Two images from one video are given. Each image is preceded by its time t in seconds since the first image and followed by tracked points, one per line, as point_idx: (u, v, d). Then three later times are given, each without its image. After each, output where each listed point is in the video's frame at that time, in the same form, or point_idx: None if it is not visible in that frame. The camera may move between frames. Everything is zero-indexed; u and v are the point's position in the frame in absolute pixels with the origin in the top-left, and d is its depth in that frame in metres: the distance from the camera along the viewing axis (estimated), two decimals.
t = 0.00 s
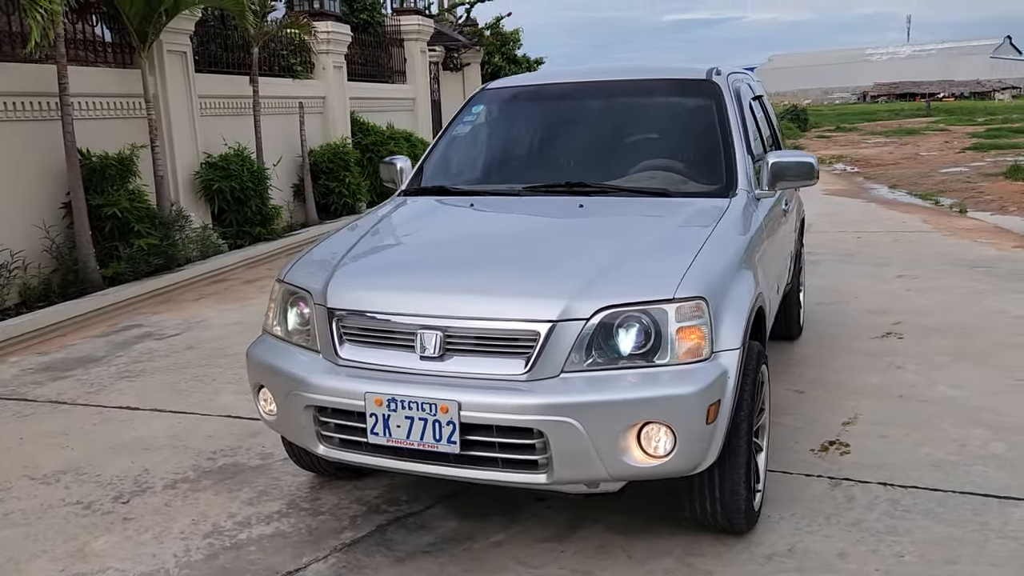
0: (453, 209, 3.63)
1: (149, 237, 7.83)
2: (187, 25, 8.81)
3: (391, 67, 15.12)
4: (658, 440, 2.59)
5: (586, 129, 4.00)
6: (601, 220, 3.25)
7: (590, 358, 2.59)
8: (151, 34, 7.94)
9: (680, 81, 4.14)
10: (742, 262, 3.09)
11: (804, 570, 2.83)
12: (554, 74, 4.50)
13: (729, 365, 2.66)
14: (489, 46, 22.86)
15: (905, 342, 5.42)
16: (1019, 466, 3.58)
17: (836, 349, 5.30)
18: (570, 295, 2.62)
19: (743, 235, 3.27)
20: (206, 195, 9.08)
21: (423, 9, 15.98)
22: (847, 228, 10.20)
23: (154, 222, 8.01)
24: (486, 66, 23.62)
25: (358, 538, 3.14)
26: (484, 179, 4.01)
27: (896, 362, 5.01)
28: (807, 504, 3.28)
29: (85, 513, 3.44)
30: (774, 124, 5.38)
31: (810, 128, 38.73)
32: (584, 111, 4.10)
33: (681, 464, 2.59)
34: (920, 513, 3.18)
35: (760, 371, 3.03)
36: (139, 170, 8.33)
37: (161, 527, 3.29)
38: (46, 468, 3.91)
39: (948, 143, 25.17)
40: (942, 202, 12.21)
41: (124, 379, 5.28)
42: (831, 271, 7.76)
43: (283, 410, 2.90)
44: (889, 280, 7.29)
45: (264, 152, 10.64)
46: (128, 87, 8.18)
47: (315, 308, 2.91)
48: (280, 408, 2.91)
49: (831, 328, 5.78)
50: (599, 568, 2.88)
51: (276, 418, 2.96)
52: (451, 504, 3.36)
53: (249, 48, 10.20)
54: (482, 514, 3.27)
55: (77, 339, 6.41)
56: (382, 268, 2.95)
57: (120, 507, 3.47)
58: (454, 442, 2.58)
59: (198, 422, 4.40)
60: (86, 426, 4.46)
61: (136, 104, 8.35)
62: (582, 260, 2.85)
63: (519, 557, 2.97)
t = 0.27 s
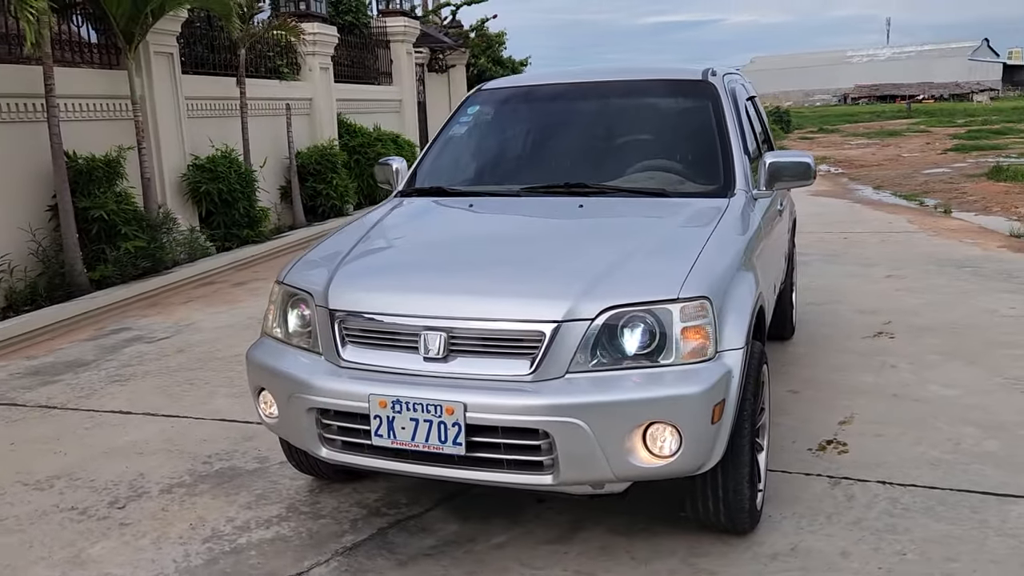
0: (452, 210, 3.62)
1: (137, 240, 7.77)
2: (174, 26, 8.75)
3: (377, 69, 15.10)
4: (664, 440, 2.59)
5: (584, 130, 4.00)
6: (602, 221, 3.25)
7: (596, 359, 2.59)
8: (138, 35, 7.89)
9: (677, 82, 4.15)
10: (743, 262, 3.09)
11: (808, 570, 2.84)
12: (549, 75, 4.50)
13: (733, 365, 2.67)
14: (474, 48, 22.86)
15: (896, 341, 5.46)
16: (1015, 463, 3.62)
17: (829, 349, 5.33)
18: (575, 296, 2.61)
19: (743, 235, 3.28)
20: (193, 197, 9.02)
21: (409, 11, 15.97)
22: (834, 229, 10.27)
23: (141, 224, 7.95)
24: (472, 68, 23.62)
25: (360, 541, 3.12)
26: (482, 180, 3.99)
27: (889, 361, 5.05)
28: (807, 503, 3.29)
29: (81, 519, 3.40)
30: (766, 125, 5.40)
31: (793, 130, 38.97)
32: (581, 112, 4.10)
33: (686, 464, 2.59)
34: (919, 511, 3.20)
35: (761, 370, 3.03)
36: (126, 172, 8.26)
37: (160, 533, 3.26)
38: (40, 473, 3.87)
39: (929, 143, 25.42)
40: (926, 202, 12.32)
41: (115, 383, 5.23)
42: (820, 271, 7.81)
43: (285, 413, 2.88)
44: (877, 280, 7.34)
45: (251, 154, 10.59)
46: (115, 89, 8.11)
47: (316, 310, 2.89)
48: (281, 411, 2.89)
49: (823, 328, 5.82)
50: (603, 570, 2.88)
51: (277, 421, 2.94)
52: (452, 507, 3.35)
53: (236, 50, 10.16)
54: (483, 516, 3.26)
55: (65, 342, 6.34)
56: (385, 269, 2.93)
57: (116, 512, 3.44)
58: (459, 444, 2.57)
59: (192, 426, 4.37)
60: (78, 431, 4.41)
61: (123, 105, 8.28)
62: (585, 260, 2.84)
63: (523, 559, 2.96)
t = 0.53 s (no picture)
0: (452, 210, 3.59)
1: (125, 241, 7.70)
2: (161, 25, 8.68)
3: (365, 69, 15.04)
4: (671, 440, 2.57)
5: (583, 129, 3.99)
6: (605, 220, 3.23)
7: (602, 359, 2.57)
8: (125, 33, 7.81)
9: (675, 81, 4.14)
10: (746, 260, 3.09)
11: (813, 569, 2.84)
12: (546, 74, 4.48)
13: (740, 364, 2.66)
14: (460, 48, 22.83)
15: (890, 340, 5.48)
16: (1013, 461, 3.63)
17: (823, 347, 5.34)
18: (582, 295, 2.60)
19: (745, 233, 3.27)
20: (181, 198, 8.95)
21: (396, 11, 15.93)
22: (822, 228, 10.32)
23: (129, 225, 7.89)
24: (458, 68, 23.59)
25: (362, 544, 3.10)
26: (481, 179, 3.96)
27: (883, 360, 5.07)
28: (810, 502, 3.29)
29: (77, 524, 3.35)
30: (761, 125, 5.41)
31: (777, 129, 39.16)
32: (579, 111, 4.08)
33: (694, 463, 2.58)
34: (921, 509, 3.21)
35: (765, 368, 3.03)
36: (113, 172, 8.19)
37: (158, 537, 3.22)
38: (33, 478, 3.81)
39: (912, 143, 25.63)
40: (912, 201, 12.41)
41: (107, 386, 5.17)
42: (811, 270, 7.84)
43: (287, 416, 2.84)
44: (868, 279, 7.38)
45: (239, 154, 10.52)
46: (102, 88, 8.03)
47: (318, 311, 2.86)
48: (283, 413, 2.85)
49: (816, 327, 5.83)
50: (609, 571, 2.86)
51: (278, 423, 2.90)
52: (454, 509, 3.32)
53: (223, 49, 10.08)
54: (486, 518, 3.24)
55: (54, 345, 6.27)
56: (387, 269, 2.90)
57: (113, 517, 3.39)
58: (465, 445, 2.55)
59: (187, 428, 4.32)
60: (70, 434, 4.36)
61: (110, 105, 8.20)
62: (590, 260, 2.82)
63: (528, 560, 2.95)
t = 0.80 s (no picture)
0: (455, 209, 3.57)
1: (113, 240, 7.63)
2: (149, 22, 8.59)
3: (353, 67, 14.97)
4: (682, 441, 2.56)
5: (584, 128, 3.97)
6: (610, 220, 3.22)
7: (613, 360, 2.56)
8: (113, 31, 7.73)
9: (677, 79, 4.13)
10: (752, 260, 3.07)
11: (821, 569, 2.83)
12: (545, 73, 4.47)
13: (750, 364, 2.65)
14: (448, 46, 22.76)
15: (885, 338, 5.50)
16: (1014, 459, 3.64)
17: (819, 346, 5.35)
18: (592, 296, 2.58)
19: (750, 232, 3.26)
20: (170, 197, 8.87)
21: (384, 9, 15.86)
22: (812, 227, 10.35)
23: (118, 225, 7.81)
24: (445, 67, 23.52)
25: (366, 547, 3.06)
26: (483, 179, 3.94)
27: (880, 358, 5.07)
28: (814, 502, 3.29)
29: (74, 528, 3.29)
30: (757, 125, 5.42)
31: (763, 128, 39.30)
32: (581, 110, 4.07)
33: (704, 465, 2.56)
34: (926, 508, 3.21)
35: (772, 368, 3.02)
36: (101, 171, 8.10)
37: (158, 541, 3.17)
38: (27, 481, 3.75)
39: (897, 143, 25.79)
40: (900, 200, 12.47)
41: (99, 388, 5.11)
42: (803, 269, 7.86)
43: (292, 419, 2.81)
44: (860, 278, 7.40)
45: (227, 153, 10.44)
46: (89, 86, 7.94)
47: (323, 312, 2.82)
48: (288, 415, 2.82)
49: (811, 325, 5.84)
50: (617, 572, 2.84)
51: (283, 425, 2.87)
52: (458, 511, 3.29)
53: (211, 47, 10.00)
54: (490, 520, 3.21)
55: (43, 346, 6.19)
56: (393, 270, 2.87)
57: (111, 521, 3.34)
58: (475, 447, 2.52)
59: (183, 431, 4.27)
60: (63, 437, 4.29)
61: (97, 103, 8.11)
62: (598, 260, 2.80)
63: (535, 563, 2.92)
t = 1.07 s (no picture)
0: (457, 207, 3.54)
1: (101, 239, 7.56)
2: (136, 19, 8.49)
3: (341, 64, 14.89)
4: (693, 442, 2.54)
5: (586, 127, 3.96)
6: (613, 219, 3.20)
7: (622, 360, 2.54)
8: (100, 27, 7.64)
9: (678, 77, 4.12)
10: (757, 259, 3.06)
11: (828, 569, 2.82)
12: (546, 71, 4.45)
13: (759, 365, 2.63)
14: (434, 43, 22.67)
15: (880, 336, 5.51)
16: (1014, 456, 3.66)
17: (815, 344, 5.36)
18: (601, 296, 2.56)
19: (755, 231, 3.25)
20: (158, 195, 8.78)
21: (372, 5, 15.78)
22: (802, 225, 10.38)
23: (106, 223, 7.75)
24: (431, 64, 23.43)
25: (369, 550, 3.03)
26: (483, 177, 3.91)
27: (876, 356, 5.09)
28: (818, 501, 3.29)
29: (71, 532, 3.24)
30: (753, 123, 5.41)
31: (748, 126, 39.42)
32: (582, 109, 4.05)
33: (714, 466, 2.55)
34: (929, 507, 3.21)
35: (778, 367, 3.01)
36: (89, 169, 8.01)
37: (157, 545, 3.13)
38: (21, 485, 3.69)
39: (882, 141, 25.97)
40: (888, 198, 12.54)
41: (91, 389, 5.04)
42: (795, 267, 7.88)
43: (296, 421, 2.78)
44: (852, 275, 7.42)
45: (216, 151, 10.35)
46: (76, 83, 7.84)
47: (327, 312, 2.79)
48: (291, 417, 2.79)
49: (806, 323, 5.85)
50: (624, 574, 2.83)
51: (287, 428, 2.83)
52: (460, 513, 3.27)
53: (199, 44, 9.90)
54: (493, 521, 3.19)
55: (31, 346, 6.10)
56: (398, 270, 2.83)
57: (108, 525, 3.29)
58: (484, 449, 2.50)
59: (178, 432, 4.22)
60: (56, 439, 4.23)
61: (84, 100, 8.01)
62: (605, 260, 2.78)
63: (540, 565, 2.90)
